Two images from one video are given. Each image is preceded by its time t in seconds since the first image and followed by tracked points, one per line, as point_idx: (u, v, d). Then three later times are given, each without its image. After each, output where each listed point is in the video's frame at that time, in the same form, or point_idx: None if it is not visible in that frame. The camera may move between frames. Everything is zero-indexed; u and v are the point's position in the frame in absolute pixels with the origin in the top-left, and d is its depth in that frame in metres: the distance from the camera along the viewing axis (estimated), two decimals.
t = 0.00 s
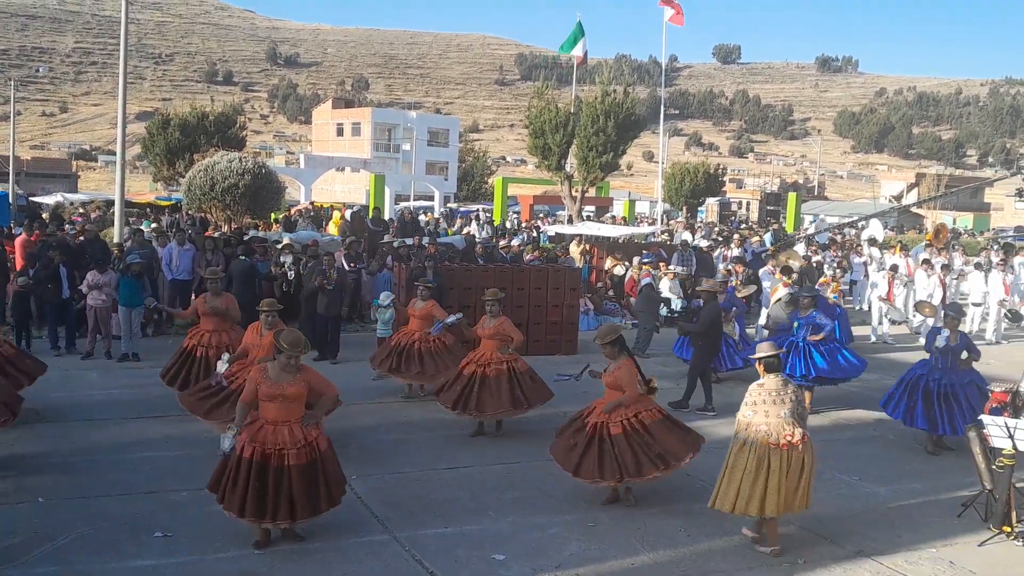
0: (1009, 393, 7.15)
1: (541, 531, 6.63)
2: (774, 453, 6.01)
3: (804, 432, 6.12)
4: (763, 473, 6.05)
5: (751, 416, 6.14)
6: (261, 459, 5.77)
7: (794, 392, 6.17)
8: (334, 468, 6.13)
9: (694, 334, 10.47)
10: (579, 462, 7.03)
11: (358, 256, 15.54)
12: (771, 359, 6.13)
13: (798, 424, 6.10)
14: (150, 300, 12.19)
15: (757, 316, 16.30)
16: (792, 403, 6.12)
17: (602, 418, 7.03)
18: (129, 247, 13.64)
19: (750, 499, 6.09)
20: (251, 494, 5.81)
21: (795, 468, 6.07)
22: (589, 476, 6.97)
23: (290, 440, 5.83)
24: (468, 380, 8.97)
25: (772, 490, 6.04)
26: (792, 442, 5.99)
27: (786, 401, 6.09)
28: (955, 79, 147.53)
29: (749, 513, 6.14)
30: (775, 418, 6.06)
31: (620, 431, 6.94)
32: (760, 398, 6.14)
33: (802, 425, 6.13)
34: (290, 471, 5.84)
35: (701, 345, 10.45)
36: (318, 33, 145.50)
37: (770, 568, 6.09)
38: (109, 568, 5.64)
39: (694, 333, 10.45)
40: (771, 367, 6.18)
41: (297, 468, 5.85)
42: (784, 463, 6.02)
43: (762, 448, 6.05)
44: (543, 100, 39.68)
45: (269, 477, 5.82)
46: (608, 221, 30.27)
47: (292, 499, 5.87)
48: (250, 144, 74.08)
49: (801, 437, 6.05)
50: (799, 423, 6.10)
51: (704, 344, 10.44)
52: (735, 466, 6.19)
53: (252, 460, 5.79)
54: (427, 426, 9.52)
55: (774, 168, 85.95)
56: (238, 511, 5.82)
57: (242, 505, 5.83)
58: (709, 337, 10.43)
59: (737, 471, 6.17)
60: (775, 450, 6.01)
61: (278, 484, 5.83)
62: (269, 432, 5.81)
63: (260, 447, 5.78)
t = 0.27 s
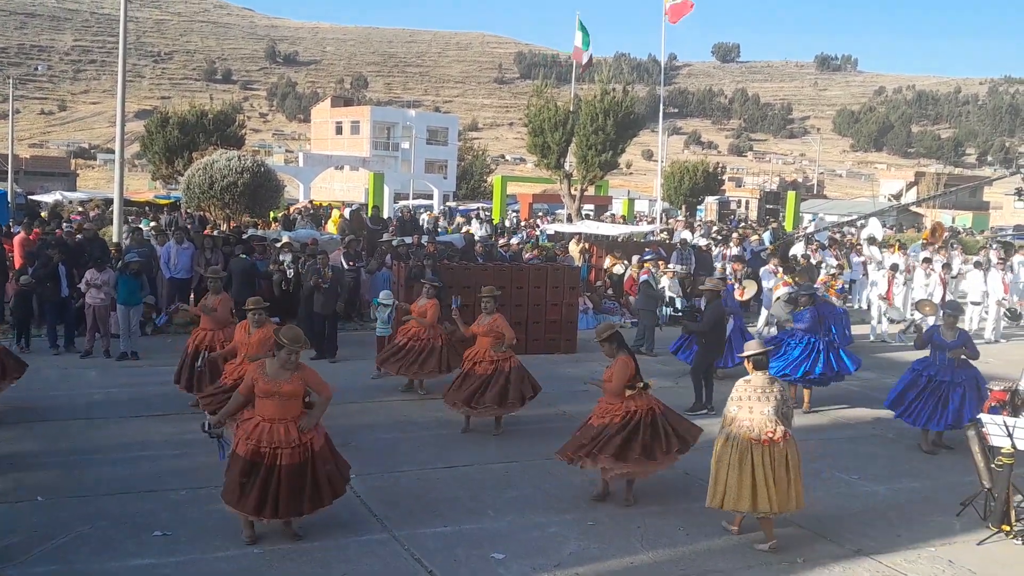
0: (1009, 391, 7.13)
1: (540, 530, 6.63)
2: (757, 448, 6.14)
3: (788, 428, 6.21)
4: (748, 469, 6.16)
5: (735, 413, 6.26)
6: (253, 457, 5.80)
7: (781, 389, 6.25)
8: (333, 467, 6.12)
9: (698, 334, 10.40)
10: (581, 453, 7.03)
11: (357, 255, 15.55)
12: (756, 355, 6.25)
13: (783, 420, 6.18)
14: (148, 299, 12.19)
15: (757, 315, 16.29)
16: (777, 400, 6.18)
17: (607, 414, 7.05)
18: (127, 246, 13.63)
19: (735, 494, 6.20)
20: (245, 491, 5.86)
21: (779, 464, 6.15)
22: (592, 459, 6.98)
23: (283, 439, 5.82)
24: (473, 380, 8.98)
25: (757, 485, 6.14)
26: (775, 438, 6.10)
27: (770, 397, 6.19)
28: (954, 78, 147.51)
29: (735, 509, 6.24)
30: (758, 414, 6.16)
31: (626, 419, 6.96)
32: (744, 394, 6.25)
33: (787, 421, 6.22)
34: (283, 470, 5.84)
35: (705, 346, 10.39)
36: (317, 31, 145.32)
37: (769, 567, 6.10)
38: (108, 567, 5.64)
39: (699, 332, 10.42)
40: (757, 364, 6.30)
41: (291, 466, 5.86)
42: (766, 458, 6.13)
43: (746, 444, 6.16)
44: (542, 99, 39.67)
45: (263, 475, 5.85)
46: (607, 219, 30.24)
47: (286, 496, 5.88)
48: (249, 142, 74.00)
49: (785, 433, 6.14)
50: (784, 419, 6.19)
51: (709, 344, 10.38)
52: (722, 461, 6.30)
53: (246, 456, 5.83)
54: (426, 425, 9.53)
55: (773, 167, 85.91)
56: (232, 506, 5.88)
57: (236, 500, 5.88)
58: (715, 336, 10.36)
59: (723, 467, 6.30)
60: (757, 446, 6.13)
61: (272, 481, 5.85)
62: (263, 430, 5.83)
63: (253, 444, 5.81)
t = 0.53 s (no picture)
0: (1009, 392, 7.11)
1: (540, 530, 6.64)
2: (740, 441, 6.29)
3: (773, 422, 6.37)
4: (729, 461, 6.34)
5: (720, 406, 6.45)
6: (256, 459, 5.77)
7: (764, 382, 6.42)
8: (327, 466, 6.17)
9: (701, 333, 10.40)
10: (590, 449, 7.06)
11: (357, 255, 15.53)
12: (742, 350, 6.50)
13: (767, 414, 6.35)
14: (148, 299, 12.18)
15: (756, 316, 16.29)
16: (761, 392, 6.35)
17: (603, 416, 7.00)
18: (127, 246, 13.62)
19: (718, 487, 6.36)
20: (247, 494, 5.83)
21: (762, 457, 6.31)
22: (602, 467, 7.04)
23: (285, 439, 5.85)
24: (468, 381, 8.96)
25: (739, 478, 6.31)
26: (758, 430, 6.26)
27: (757, 391, 6.35)
28: (953, 79, 147.57)
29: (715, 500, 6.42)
30: (740, 406, 6.36)
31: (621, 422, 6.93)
32: (730, 386, 6.45)
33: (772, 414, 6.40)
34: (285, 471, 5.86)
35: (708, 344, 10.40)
36: (317, 31, 145.31)
37: (768, 568, 6.10)
38: (108, 567, 5.64)
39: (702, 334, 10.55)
40: (743, 359, 6.55)
41: (292, 467, 5.89)
42: (750, 451, 6.29)
43: (729, 436, 6.33)
44: (542, 99, 39.67)
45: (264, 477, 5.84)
46: (607, 220, 30.21)
47: (286, 497, 5.91)
48: (249, 142, 73.99)
49: (771, 428, 6.31)
50: (769, 412, 6.36)
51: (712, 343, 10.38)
52: (706, 453, 6.48)
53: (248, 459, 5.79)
54: (426, 425, 9.53)
55: (773, 167, 85.91)
56: (233, 510, 5.83)
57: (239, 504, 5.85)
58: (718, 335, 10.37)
59: (708, 460, 6.46)
60: (739, 438, 6.29)
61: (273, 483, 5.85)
62: (264, 432, 5.82)
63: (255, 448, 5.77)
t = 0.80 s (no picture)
0: (1009, 394, 7.10)
1: (540, 532, 6.63)
2: (729, 438, 6.36)
3: (764, 418, 6.43)
4: (717, 458, 6.41)
5: (709, 405, 6.46)
6: (281, 462, 5.77)
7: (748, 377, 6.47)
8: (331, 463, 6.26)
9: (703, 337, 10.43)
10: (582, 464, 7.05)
11: (358, 256, 15.53)
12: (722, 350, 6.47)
13: (759, 412, 6.38)
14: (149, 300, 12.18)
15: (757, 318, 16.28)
16: (747, 389, 6.38)
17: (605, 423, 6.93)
18: (128, 247, 13.64)
19: (705, 482, 6.46)
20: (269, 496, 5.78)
21: (751, 455, 6.37)
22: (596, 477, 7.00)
23: (304, 439, 5.91)
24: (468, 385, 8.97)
25: (726, 475, 6.38)
26: (745, 429, 6.32)
27: (747, 389, 6.37)
28: (955, 81, 147.68)
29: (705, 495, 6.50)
30: (730, 403, 6.37)
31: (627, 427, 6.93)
32: (716, 385, 6.43)
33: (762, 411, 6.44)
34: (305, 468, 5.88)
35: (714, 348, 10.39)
36: (318, 33, 145.44)
37: (769, 570, 6.09)
38: (108, 568, 5.65)
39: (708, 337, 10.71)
40: (723, 359, 6.54)
41: (312, 467, 5.94)
42: (736, 448, 6.36)
43: (719, 435, 6.40)
44: (543, 101, 39.70)
45: (288, 479, 5.83)
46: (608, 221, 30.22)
47: (308, 497, 5.94)
48: (250, 144, 74.04)
49: (760, 424, 6.35)
50: (759, 409, 6.39)
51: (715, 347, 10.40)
52: (696, 452, 6.54)
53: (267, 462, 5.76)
54: (426, 427, 9.53)
55: (774, 169, 85.93)
56: (260, 518, 5.79)
57: (263, 509, 5.81)
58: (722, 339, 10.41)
59: (694, 455, 6.55)
60: (728, 434, 6.36)
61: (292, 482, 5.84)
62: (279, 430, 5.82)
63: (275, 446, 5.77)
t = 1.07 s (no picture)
0: (1010, 395, 7.08)
1: (541, 533, 6.62)
2: (710, 435, 6.42)
3: (750, 416, 6.50)
4: (700, 455, 6.47)
5: (690, 404, 6.55)
6: (325, 455, 5.88)
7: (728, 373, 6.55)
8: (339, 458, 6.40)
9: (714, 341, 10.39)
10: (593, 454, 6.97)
11: (358, 257, 15.54)
12: (700, 351, 6.66)
13: (741, 410, 6.46)
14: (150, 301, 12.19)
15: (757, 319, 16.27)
16: (726, 386, 6.46)
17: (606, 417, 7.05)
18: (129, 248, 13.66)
19: (687, 480, 6.51)
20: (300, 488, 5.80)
21: (731, 453, 6.41)
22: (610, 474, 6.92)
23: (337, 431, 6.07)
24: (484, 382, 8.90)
25: (707, 472, 6.43)
26: (727, 426, 6.38)
27: (731, 387, 6.45)
28: (955, 81, 147.73)
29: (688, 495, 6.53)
30: (709, 402, 6.45)
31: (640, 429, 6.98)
32: (697, 385, 6.52)
33: (747, 407, 6.52)
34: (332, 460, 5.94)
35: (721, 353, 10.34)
36: (319, 33, 145.47)
37: (770, 571, 6.08)
38: (109, 569, 5.65)
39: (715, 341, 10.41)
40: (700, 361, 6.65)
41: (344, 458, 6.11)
42: (717, 445, 6.41)
43: (701, 432, 6.46)
44: (544, 102, 39.73)
45: (332, 472, 5.96)
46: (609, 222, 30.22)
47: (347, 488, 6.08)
48: (251, 144, 74.05)
49: (743, 420, 6.41)
50: (742, 406, 6.48)
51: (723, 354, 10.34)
52: (682, 450, 6.57)
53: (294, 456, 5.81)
54: (427, 427, 9.53)
55: (775, 169, 85.95)
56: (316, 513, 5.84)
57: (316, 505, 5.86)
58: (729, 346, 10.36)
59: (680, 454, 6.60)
60: (709, 431, 6.43)
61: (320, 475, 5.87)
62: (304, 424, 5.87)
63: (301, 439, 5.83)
